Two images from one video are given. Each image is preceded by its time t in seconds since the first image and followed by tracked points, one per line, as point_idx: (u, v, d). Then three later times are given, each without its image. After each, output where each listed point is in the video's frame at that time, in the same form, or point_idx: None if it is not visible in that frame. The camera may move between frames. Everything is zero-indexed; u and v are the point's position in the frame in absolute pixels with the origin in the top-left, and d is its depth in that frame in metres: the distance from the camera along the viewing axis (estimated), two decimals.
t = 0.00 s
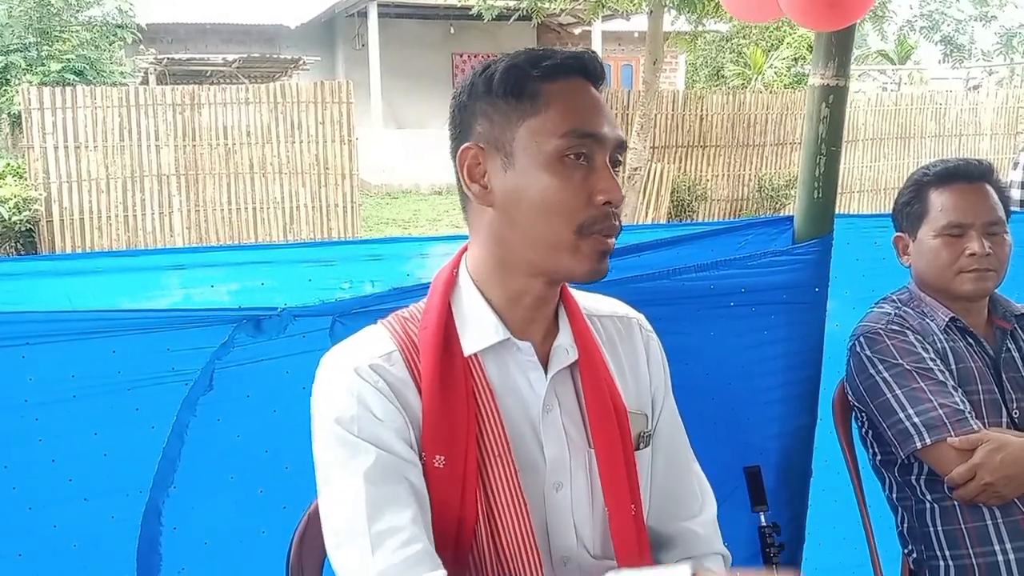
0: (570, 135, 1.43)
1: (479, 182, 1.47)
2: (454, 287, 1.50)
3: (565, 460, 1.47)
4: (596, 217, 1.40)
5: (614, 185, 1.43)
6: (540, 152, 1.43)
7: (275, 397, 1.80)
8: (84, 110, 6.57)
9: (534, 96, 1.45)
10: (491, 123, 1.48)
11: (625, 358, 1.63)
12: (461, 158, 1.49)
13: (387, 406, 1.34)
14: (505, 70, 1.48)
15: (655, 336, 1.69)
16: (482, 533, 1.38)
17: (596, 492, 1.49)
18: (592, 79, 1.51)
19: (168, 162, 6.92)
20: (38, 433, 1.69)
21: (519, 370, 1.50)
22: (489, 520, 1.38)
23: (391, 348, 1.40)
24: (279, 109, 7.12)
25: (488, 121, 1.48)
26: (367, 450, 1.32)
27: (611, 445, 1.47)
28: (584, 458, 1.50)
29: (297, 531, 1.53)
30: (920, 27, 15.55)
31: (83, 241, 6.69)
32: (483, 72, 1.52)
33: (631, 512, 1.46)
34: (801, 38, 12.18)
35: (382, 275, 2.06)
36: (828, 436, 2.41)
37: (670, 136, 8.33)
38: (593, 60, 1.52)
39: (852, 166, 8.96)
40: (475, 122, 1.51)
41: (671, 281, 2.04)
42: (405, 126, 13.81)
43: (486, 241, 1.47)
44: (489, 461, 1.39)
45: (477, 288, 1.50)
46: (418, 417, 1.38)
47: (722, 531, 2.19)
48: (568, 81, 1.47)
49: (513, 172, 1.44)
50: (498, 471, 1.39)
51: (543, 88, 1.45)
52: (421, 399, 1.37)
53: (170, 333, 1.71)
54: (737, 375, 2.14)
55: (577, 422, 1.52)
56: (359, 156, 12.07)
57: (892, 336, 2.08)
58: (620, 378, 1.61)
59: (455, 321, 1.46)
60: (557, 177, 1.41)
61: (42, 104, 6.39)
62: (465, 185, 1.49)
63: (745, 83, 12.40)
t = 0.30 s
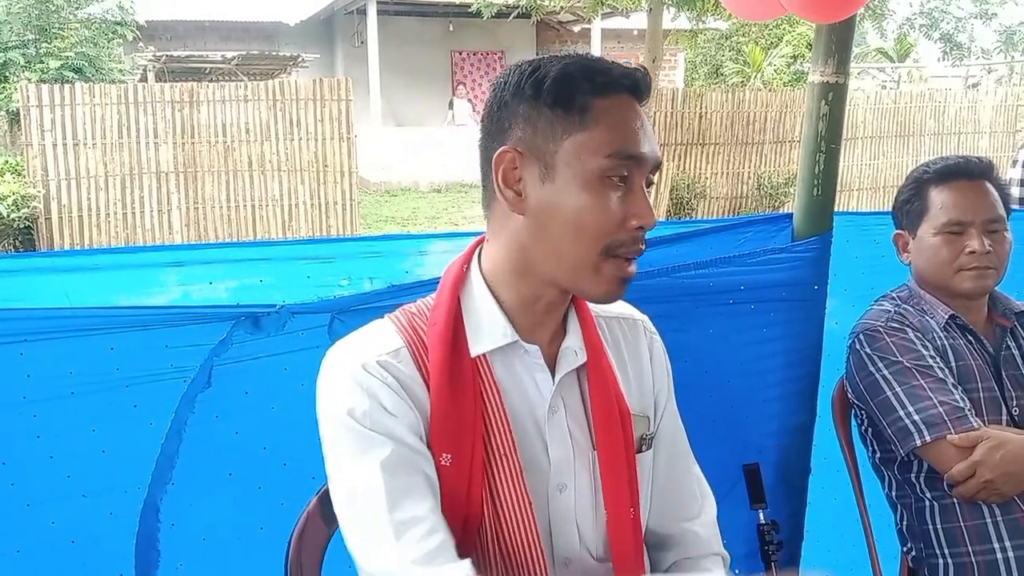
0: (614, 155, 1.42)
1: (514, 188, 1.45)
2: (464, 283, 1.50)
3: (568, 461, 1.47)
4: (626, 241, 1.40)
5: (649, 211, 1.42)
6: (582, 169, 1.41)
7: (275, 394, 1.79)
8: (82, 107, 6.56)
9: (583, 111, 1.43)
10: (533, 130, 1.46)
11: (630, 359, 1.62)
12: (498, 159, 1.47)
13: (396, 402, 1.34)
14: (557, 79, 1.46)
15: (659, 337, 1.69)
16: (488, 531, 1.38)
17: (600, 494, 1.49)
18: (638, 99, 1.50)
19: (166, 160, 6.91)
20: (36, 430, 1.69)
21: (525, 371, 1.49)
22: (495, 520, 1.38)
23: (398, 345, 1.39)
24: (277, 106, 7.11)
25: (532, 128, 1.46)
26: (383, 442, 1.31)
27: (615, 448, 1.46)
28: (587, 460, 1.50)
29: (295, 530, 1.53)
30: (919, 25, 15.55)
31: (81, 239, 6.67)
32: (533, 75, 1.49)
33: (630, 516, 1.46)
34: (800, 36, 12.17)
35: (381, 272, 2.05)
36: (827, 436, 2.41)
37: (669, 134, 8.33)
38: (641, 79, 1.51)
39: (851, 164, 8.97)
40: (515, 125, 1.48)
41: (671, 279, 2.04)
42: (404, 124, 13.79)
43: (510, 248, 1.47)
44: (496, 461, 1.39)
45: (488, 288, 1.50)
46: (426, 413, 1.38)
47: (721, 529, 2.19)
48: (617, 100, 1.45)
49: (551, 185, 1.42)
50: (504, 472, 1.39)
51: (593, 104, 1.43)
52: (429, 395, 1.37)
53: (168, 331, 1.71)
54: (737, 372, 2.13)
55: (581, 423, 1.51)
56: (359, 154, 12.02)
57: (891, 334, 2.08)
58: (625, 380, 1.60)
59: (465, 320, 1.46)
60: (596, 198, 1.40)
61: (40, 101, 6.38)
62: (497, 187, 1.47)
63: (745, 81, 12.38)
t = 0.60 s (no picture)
0: (593, 126, 1.45)
1: (501, 170, 1.47)
2: (461, 281, 1.49)
3: (570, 455, 1.47)
4: (616, 206, 1.42)
5: (633, 176, 1.45)
6: (565, 142, 1.44)
7: (275, 393, 1.79)
8: (81, 105, 6.56)
9: (558, 87, 1.46)
10: (512, 113, 1.48)
11: (626, 354, 1.62)
12: (480, 145, 1.48)
13: (414, 388, 1.32)
14: (529, 62, 1.49)
15: (654, 331, 1.69)
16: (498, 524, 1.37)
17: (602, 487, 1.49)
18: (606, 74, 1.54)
19: (165, 158, 6.91)
20: (35, 430, 1.69)
21: (524, 365, 1.49)
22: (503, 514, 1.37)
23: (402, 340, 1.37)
24: (276, 105, 7.11)
25: (511, 110, 1.48)
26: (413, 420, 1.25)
27: (619, 439, 1.46)
28: (589, 454, 1.50)
29: (293, 533, 1.52)
30: (919, 23, 15.56)
31: (79, 238, 6.66)
32: (503, 62, 1.53)
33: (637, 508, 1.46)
34: (798, 34, 12.18)
35: (380, 271, 2.06)
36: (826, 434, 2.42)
37: (668, 132, 8.34)
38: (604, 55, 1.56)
39: (850, 162, 8.97)
40: (493, 111, 1.51)
41: (670, 277, 2.03)
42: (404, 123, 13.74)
43: (501, 231, 1.47)
44: (501, 455, 1.39)
45: (484, 282, 1.49)
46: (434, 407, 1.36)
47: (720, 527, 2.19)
48: (589, 73, 1.49)
49: (537, 162, 1.44)
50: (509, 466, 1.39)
51: (566, 79, 1.47)
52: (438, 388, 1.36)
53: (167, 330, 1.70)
54: (737, 370, 2.13)
55: (581, 419, 1.52)
56: (357, 156, 12.12)
57: (890, 332, 2.08)
58: (622, 374, 1.60)
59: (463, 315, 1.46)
60: (583, 167, 1.42)
61: (39, 100, 6.39)
62: (483, 171, 1.48)
63: (743, 79, 12.38)
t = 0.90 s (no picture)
0: (596, 128, 1.46)
1: (504, 163, 1.45)
2: (455, 278, 1.49)
3: (561, 450, 1.47)
4: (612, 209, 1.44)
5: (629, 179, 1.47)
6: (568, 140, 1.44)
7: (276, 390, 1.79)
8: (82, 102, 6.57)
9: (565, 86, 1.46)
10: (516, 108, 1.47)
11: (620, 349, 1.62)
12: (483, 137, 1.46)
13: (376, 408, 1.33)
14: (538, 59, 1.48)
15: (648, 330, 1.69)
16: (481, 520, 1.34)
17: (594, 481, 1.50)
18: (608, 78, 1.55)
19: (166, 155, 6.90)
20: (35, 426, 1.69)
21: (519, 360, 1.49)
22: (485, 511, 1.36)
23: (390, 339, 1.39)
24: (277, 103, 7.09)
25: (516, 105, 1.47)
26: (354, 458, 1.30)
27: (611, 433, 1.46)
28: (581, 448, 1.50)
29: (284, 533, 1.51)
30: (921, 21, 15.56)
31: (80, 234, 6.67)
32: (511, 58, 1.51)
33: (634, 500, 1.46)
34: (800, 33, 12.16)
35: (381, 268, 2.07)
36: (827, 432, 2.41)
37: (668, 131, 8.34)
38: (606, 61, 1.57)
39: (852, 161, 8.94)
40: (497, 105, 1.49)
41: (672, 275, 2.03)
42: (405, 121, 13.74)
43: (500, 226, 1.46)
44: (488, 451, 1.38)
45: (480, 278, 1.49)
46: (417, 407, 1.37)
47: (720, 525, 2.19)
48: (596, 76, 1.49)
49: (541, 158, 1.44)
50: (496, 462, 1.38)
51: (573, 79, 1.47)
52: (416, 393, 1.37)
53: (169, 326, 1.70)
54: (738, 368, 2.13)
55: (574, 413, 1.52)
56: (358, 154, 12.10)
57: (892, 330, 2.07)
58: (617, 371, 1.60)
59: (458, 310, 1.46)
60: (585, 167, 1.43)
61: (40, 97, 6.41)
62: (485, 164, 1.46)
63: (744, 77, 12.37)
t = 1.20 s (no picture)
0: (590, 134, 1.45)
1: (495, 170, 1.45)
2: (446, 283, 1.50)
3: (555, 451, 1.47)
4: (605, 215, 1.44)
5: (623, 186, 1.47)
6: (560, 146, 1.43)
7: (277, 392, 1.79)
8: (83, 104, 6.58)
9: (558, 92, 1.45)
10: (509, 114, 1.46)
11: (617, 349, 1.62)
12: (475, 144, 1.46)
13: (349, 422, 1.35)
14: (531, 64, 1.48)
15: (645, 329, 1.69)
16: (469, 525, 1.35)
17: (589, 483, 1.50)
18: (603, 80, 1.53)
19: (167, 157, 6.91)
20: (36, 429, 1.69)
21: (509, 362, 1.49)
22: (474, 515, 1.36)
23: (375, 345, 1.39)
24: (278, 104, 7.08)
25: (507, 111, 1.46)
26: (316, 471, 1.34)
27: (603, 434, 1.46)
28: (574, 449, 1.50)
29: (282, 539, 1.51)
30: (920, 20, 15.57)
31: (81, 236, 6.69)
32: (504, 63, 1.50)
33: (629, 502, 1.46)
34: (800, 32, 12.15)
35: (382, 269, 2.07)
36: (828, 432, 2.41)
37: (668, 131, 8.33)
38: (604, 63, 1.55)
39: (852, 161, 8.94)
40: (490, 111, 1.49)
41: (671, 276, 2.03)
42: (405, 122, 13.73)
43: (491, 232, 1.46)
44: (475, 455, 1.39)
45: (473, 283, 1.50)
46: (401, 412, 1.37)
47: (721, 525, 2.19)
48: (590, 80, 1.48)
49: (532, 165, 1.43)
50: (484, 465, 1.38)
51: (566, 85, 1.46)
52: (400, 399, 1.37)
53: (170, 328, 1.70)
54: (738, 368, 2.13)
55: (567, 413, 1.52)
56: (358, 154, 12.07)
57: (893, 331, 2.07)
58: (613, 371, 1.59)
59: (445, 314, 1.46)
60: (578, 173, 1.42)
61: (40, 99, 6.42)
62: (475, 171, 1.47)
63: (745, 77, 12.37)
